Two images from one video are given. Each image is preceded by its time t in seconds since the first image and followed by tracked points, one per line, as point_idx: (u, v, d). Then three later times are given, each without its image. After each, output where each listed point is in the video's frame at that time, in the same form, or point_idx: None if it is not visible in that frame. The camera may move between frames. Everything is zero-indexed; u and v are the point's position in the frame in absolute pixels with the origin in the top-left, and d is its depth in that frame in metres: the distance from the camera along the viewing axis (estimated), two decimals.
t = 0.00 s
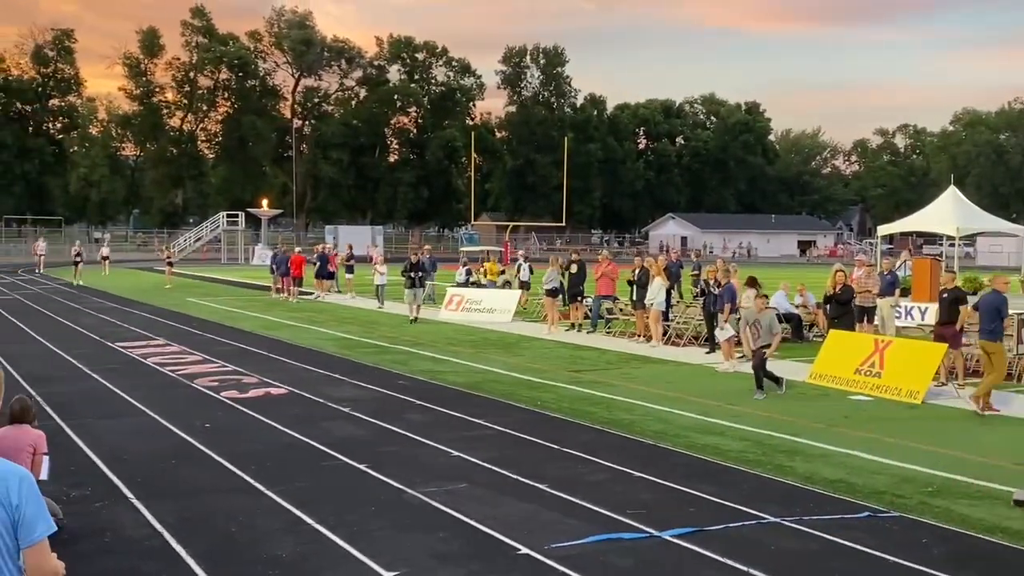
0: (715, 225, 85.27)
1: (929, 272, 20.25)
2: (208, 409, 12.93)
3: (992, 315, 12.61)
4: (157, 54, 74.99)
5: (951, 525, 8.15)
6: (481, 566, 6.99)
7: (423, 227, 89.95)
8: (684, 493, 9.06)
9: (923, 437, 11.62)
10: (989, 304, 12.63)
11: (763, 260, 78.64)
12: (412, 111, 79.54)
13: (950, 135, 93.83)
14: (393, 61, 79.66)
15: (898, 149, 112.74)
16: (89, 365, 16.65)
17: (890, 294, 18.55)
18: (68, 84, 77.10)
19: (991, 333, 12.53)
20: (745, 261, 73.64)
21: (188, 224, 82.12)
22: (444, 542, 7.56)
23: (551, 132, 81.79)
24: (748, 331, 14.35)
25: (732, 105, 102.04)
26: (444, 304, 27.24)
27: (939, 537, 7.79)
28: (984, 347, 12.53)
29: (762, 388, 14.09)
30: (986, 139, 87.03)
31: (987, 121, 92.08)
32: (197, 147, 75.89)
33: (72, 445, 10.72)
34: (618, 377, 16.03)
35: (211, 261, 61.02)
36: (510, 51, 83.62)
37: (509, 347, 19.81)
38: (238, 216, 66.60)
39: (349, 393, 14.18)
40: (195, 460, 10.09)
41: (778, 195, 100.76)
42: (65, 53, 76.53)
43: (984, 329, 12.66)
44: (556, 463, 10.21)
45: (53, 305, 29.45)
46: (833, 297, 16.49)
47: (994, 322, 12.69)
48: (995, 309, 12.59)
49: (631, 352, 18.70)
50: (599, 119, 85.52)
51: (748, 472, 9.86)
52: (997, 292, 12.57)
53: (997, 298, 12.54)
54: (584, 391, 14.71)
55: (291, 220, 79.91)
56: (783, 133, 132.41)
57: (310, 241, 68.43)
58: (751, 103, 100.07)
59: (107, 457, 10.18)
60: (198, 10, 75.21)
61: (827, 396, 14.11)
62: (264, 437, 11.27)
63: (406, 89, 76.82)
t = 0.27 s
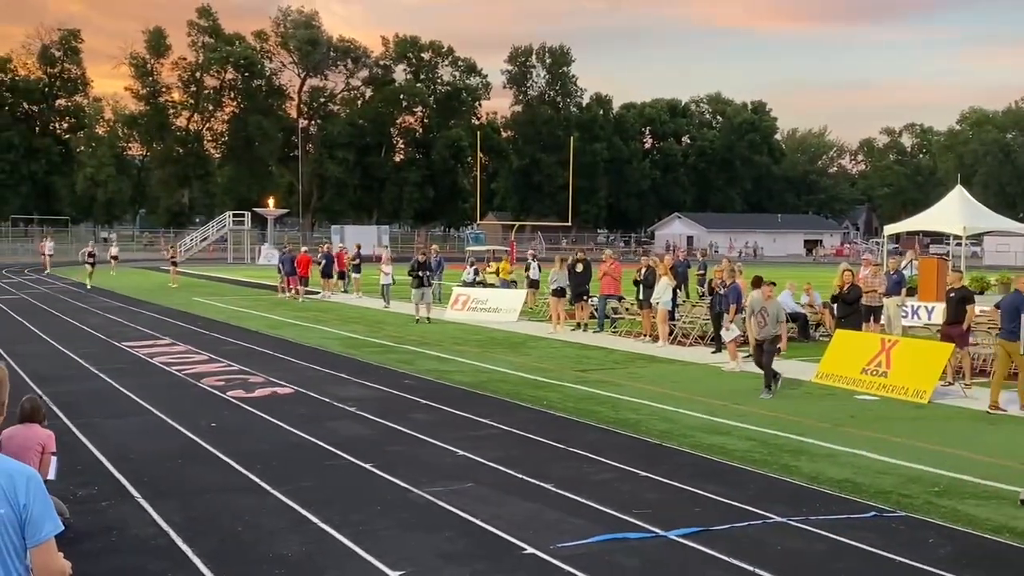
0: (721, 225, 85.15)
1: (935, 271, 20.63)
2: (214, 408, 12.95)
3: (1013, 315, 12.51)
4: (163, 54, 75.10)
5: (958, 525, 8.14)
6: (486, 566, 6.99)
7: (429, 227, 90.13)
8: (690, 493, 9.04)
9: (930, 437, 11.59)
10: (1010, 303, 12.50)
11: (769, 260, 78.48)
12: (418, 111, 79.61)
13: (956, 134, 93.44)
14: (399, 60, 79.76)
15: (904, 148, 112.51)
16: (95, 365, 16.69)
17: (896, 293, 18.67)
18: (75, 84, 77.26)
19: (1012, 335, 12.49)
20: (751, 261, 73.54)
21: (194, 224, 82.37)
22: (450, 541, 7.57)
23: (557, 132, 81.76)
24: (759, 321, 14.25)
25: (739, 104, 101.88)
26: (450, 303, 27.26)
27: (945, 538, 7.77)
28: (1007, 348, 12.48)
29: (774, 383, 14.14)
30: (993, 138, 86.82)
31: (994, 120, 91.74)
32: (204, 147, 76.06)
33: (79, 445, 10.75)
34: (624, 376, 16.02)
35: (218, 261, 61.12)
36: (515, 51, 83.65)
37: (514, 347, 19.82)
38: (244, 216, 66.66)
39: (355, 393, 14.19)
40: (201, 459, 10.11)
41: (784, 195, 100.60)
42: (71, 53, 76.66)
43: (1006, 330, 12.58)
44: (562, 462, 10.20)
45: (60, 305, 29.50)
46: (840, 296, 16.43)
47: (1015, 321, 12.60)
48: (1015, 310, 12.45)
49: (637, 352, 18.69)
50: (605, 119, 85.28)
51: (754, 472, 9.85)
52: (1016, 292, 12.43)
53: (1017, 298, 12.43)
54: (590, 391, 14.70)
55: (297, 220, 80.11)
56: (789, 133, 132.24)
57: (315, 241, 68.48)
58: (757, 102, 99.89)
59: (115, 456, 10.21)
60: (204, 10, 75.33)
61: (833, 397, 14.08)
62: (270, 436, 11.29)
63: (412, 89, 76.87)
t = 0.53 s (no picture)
0: (724, 225, 84.98)
1: (940, 270, 20.69)
2: (218, 407, 12.95)
3: None
4: (167, 53, 74.89)
5: (963, 525, 8.12)
6: (491, 566, 6.99)
7: (431, 227, 90.21)
8: (693, 492, 9.03)
9: (934, 437, 11.56)
10: None
11: (773, 260, 78.29)
12: (421, 111, 79.48)
13: (960, 133, 93.13)
14: (402, 60, 79.71)
15: (908, 147, 112.35)
16: (98, 364, 16.70)
17: (900, 293, 18.65)
18: (78, 84, 77.25)
19: None
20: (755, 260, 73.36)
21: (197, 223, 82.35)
22: (453, 540, 7.57)
23: (560, 131, 81.62)
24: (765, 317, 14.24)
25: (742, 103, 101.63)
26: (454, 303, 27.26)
27: (950, 537, 7.76)
28: None
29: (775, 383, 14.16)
30: (996, 137, 86.69)
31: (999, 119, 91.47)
32: (207, 147, 75.97)
33: (83, 444, 10.77)
34: (627, 376, 16.02)
35: (221, 261, 61.12)
36: (518, 50, 83.51)
37: (518, 346, 19.79)
38: (247, 216, 66.46)
39: (359, 392, 14.19)
40: (203, 459, 10.12)
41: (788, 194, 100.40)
42: (75, 53, 76.58)
43: None
44: (566, 462, 10.20)
45: (64, 304, 29.54)
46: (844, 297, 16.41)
47: None
48: None
49: (641, 351, 18.68)
50: (609, 119, 84.79)
51: (758, 472, 9.83)
52: None
53: None
54: (593, 391, 14.69)
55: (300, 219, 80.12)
56: (792, 132, 132.12)
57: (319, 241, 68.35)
58: (761, 101, 99.63)
59: (118, 455, 10.23)
60: (207, 10, 75.28)
61: (837, 396, 14.06)
62: (274, 436, 11.29)
63: (415, 89, 76.76)
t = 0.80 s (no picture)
0: (726, 224, 84.91)
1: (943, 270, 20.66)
2: (220, 407, 12.95)
3: None
4: (169, 53, 74.82)
5: (967, 525, 8.11)
6: (493, 565, 6.98)
7: (433, 227, 90.27)
8: (695, 492, 9.03)
9: (937, 437, 11.54)
10: None
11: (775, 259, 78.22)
12: (423, 110, 79.43)
13: (963, 132, 92.95)
14: (404, 60, 79.76)
15: (910, 147, 112.25)
16: (100, 364, 16.71)
17: (902, 292, 18.55)
18: (80, 84, 77.36)
19: None
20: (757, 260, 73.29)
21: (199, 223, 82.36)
22: (455, 540, 7.57)
23: (562, 131, 81.67)
24: (766, 315, 14.20)
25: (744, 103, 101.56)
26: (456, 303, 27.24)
27: (953, 537, 7.75)
28: None
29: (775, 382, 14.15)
30: (999, 136, 86.60)
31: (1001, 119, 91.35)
32: (209, 147, 75.99)
33: (85, 443, 10.78)
34: (628, 375, 16.01)
35: (223, 261, 61.17)
36: (520, 50, 83.55)
37: (520, 346, 19.77)
38: (249, 215, 66.46)
39: (361, 392, 14.18)
40: (205, 458, 10.12)
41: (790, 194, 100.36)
42: (77, 53, 76.64)
43: None
44: (568, 462, 10.19)
45: (66, 303, 29.57)
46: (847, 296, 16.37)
47: None
48: None
49: (643, 351, 18.66)
50: (610, 118, 84.58)
51: (760, 472, 9.81)
52: None
53: None
54: (595, 390, 14.68)
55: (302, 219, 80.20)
56: (794, 131, 132.03)
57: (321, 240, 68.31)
58: (763, 100, 99.53)
59: (120, 455, 10.22)
60: (209, 10, 75.36)
61: (840, 396, 14.04)
62: (276, 436, 11.29)
63: (417, 89, 76.71)
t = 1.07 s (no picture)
0: (727, 223, 84.86)
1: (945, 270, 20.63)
2: (220, 407, 12.96)
3: None
4: (170, 53, 74.85)
5: (969, 524, 8.09)
6: (494, 565, 6.98)
7: (434, 226, 90.25)
8: (696, 491, 9.03)
9: (938, 436, 11.55)
10: None
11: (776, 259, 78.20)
12: (424, 110, 79.33)
13: (964, 132, 92.89)
14: (404, 59, 79.78)
15: (911, 146, 112.22)
16: (101, 363, 16.72)
17: (902, 292, 18.55)
18: (81, 84, 77.37)
19: None
20: (759, 259, 73.27)
21: (200, 223, 82.48)
22: (456, 540, 7.58)
23: (562, 130, 81.71)
24: (766, 315, 14.17)
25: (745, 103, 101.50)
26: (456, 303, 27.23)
27: (956, 536, 7.74)
28: None
29: (777, 381, 14.17)
30: (999, 136, 86.58)
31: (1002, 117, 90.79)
32: (210, 146, 76.01)
33: (85, 443, 10.79)
34: (629, 375, 16.01)
35: (224, 261, 61.18)
36: (521, 50, 83.55)
37: (521, 346, 19.74)
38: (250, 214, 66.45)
39: (362, 392, 14.19)
40: (206, 458, 10.12)
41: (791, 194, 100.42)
42: (78, 52, 76.55)
43: None
44: (569, 461, 10.19)
45: (67, 303, 29.59)
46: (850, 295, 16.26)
47: None
48: None
49: (645, 351, 18.65)
50: (610, 117, 84.57)
51: (762, 472, 9.81)
52: None
53: None
54: (596, 389, 14.69)
55: (303, 219, 80.27)
56: (795, 130, 132.00)
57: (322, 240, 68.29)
58: (763, 100, 99.42)
59: (120, 454, 10.22)
60: (210, 10, 75.32)
61: (842, 395, 14.03)
62: (276, 435, 11.29)
63: (417, 88, 76.66)
